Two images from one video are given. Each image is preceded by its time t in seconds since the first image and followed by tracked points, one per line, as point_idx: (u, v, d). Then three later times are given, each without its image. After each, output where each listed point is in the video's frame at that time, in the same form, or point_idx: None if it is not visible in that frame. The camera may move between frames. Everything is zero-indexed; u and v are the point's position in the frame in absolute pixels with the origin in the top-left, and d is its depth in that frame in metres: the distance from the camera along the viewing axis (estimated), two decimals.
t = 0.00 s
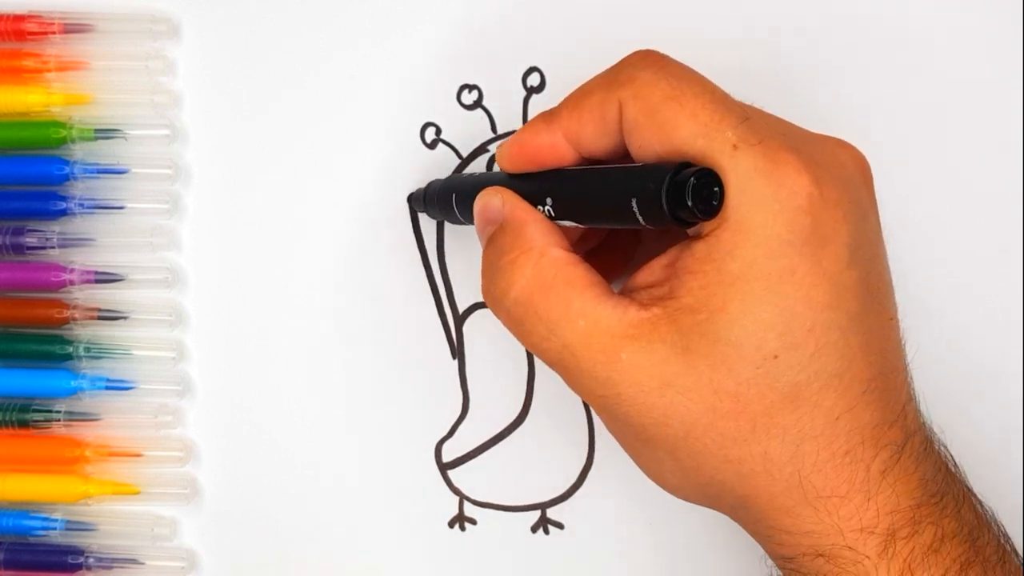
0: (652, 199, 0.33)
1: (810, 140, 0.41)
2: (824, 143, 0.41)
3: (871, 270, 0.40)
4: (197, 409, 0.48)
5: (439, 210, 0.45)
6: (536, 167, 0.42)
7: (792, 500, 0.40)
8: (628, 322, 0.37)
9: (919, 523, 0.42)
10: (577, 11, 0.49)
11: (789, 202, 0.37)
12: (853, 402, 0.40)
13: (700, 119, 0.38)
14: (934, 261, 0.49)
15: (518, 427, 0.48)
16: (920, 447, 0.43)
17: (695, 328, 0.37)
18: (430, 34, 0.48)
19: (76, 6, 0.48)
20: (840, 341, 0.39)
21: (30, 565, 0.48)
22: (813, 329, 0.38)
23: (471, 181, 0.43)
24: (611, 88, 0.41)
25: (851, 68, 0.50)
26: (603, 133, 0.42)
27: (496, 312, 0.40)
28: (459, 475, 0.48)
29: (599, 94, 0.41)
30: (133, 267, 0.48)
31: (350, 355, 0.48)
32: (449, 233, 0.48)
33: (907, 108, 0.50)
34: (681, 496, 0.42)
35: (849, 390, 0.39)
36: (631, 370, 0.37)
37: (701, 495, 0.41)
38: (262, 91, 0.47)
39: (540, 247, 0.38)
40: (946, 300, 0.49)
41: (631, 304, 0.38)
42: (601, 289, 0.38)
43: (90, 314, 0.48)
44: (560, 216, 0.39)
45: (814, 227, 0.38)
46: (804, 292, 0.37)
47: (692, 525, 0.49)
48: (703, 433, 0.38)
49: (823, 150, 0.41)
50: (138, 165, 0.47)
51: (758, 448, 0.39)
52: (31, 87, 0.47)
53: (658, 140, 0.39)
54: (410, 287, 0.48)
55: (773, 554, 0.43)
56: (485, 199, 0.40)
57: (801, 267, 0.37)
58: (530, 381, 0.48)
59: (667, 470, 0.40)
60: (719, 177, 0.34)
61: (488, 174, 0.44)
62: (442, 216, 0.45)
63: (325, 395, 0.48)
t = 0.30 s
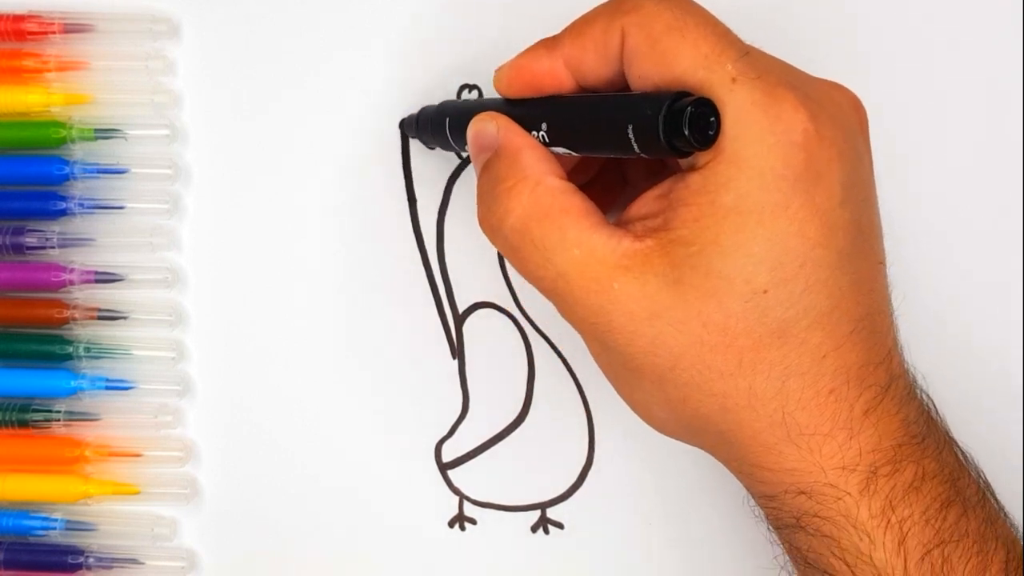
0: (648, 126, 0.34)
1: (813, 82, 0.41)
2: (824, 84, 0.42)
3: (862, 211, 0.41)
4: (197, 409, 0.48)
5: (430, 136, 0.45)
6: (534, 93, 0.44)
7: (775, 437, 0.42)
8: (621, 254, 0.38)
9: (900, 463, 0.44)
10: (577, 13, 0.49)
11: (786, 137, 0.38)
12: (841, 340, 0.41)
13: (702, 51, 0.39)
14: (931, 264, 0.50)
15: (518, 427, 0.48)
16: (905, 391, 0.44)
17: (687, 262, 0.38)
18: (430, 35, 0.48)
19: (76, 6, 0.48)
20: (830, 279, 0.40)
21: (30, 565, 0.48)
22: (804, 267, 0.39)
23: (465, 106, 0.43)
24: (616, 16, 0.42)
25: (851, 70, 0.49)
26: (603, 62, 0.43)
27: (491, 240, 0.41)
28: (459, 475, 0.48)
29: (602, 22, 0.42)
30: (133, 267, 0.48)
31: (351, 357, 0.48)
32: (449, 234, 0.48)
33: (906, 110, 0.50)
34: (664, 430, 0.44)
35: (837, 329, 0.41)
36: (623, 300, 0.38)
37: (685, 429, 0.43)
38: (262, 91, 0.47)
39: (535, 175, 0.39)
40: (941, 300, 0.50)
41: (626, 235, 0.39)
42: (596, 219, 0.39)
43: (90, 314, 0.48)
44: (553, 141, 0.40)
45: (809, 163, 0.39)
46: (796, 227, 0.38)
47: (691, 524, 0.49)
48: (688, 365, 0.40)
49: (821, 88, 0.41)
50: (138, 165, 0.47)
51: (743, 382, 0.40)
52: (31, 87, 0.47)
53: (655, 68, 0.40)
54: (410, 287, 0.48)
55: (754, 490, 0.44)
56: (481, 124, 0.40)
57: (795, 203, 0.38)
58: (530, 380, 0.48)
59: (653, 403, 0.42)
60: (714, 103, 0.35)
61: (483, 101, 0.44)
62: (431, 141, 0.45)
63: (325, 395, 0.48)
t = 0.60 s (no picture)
0: (722, 49, 0.36)
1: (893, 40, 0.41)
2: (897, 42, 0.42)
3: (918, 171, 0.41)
4: (197, 409, 0.48)
5: (501, 33, 0.46)
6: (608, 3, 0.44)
7: (791, 385, 0.42)
8: (672, 173, 0.40)
9: (914, 424, 0.43)
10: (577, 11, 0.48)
11: (857, 83, 0.38)
12: (877, 301, 0.41)
13: None
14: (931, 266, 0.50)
15: (519, 427, 0.48)
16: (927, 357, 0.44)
17: (735, 193, 0.39)
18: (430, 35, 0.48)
19: (76, 6, 0.48)
20: (876, 240, 0.40)
21: (30, 565, 0.48)
22: (853, 222, 0.39)
23: (538, 7, 0.44)
24: None
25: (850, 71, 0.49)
26: None
27: (546, 140, 0.43)
28: (459, 475, 0.48)
29: None
30: (133, 267, 0.48)
31: (351, 356, 0.48)
32: (449, 234, 0.48)
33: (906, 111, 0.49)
34: (679, 362, 0.45)
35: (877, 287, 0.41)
36: (665, 220, 0.40)
37: (705, 369, 0.44)
38: (262, 91, 0.47)
39: (602, 83, 0.40)
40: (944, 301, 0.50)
41: (679, 159, 0.40)
42: (653, 137, 0.40)
43: (90, 314, 0.48)
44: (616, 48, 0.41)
45: (873, 115, 0.39)
46: (848, 177, 0.39)
47: (692, 524, 0.49)
48: (715, 297, 0.41)
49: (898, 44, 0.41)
50: (138, 165, 0.47)
51: (767, 323, 0.41)
52: (31, 87, 0.47)
53: None
54: (410, 286, 0.48)
55: (763, 439, 0.45)
56: (553, 26, 0.41)
57: (851, 152, 0.39)
58: (530, 380, 0.48)
59: (675, 333, 0.43)
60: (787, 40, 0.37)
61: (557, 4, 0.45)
62: (502, 39, 0.46)
63: (325, 395, 0.48)
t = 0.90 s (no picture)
0: (852, 159, 0.36)
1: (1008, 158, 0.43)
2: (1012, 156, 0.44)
3: None
4: (197, 409, 0.48)
5: (619, 98, 0.46)
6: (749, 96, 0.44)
7: (885, 494, 0.42)
8: (785, 270, 0.40)
9: (1003, 535, 0.43)
10: (576, 8, 0.48)
11: (985, 206, 0.40)
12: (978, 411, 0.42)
13: (928, 104, 0.40)
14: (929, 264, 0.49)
15: (519, 428, 0.48)
16: (1013, 471, 0.45)
17: (847, 300, 0.40)
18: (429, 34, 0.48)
19: (76, 6, 0.48)
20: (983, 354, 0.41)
21: (30, 565, 0.48)
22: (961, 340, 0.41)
23: (665, 82, 0.44)
24: (852, 40, 0.43)
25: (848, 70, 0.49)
26: (824, 85, 0.43)
27: (657, 218, 0.43)
28: (459, 475, 0.48)
29: (839, 41, 0.43)
30: (133, 267, 0.48)
31: (353, 357, 0.48)
32: (449, 234, 0.48)
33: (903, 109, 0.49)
34: (766, 452, 0.45)
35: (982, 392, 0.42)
36: (775, 317, 0.40)
37: (793, 462, 0.44)
38: (262, 91, 0.47)
39: (723, 169, 0.40)
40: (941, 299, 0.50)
41: (794, 256, 0.41)
42: (767, 231, 0.40)
43: (90, 314, 0.48)
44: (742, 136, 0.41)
45: (997, 240, 0.40)
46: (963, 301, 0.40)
47: (694, 526, 0.49)
48: (817, 400, 0.41)
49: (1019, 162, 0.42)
50: (138, 165, 0.47)
51: (865, 431, 0.41)
52: (31, 86, 0.47)
53: (876, 109, 0.41)
54: (410, 287, 0.48)
55: (845, 538, 0.44)
56: (678, 106, 0.41)
57: (972, 275, 0.40)
58: (530, 380, 0.48)
59: (767, 423, 0.43)
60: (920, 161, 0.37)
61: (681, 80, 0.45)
62: (619, 104, 0.46)
63: (325, 395, 0.48)
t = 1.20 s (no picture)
0: (845, 322, 0.35)
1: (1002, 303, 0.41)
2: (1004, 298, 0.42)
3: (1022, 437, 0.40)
4: (197, 409, 0.48)
5: (612, 229, 0.45)
6: (744, 242, 0.43)
7: None
8: (779, 422, 0.38)
9: None
10: (576, 7, 0.48)
11: (978, 368, 0.38)
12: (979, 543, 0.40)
13: (919, 262, 0.38)
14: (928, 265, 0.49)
15: (518, 428, 0.48)
16: None
17: (841, 455, 0.38)
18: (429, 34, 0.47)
19: (75, 6, 0.48)
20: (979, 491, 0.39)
21: (30, 565, 0.48)
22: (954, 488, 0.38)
23: (659, 221, 0.43)
24: (842, 195, 0.41)
25: (851, 69, 0.49)
26: (816, 237, 0.42)
27: (647, 363, 0.41)
28: (459, 475, 0.48)
29: (828, 195, 0.42)
30: (133, 267, 0.48)
31: (353, 357, 0.48)
32: (449, 234, 0.48)
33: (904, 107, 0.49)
34: None
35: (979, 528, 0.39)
36: (768, 467, 0.38)
37: None
38: (262, 91, 0.47)
39: (717, 319, 0.39)
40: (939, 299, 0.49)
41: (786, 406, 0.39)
42: (762, 382, 0.39)
43: (90, 314, 0.48)
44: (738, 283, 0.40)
45: (990, 400, 0.38)
46: (960, 459, 0.38)
47: (694, 526, 0.49)
48: (811, 552, 0.39)
49: (1009, 311, 0.41)
50: (138, 165, 0.47)
51: None
52: (31, 86, 0.47)
53: (867, 266, 0.39)
54: (410, 287, 0.48)
55: None
56: (674, 251, 0.40)
57: (965, 433, 0.38)
58: (530, 381, 0.48)
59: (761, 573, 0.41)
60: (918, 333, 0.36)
61: (678, 222, 0.44)
62: (611, 237, 0.46)
63: (325, 395, 0.48)
